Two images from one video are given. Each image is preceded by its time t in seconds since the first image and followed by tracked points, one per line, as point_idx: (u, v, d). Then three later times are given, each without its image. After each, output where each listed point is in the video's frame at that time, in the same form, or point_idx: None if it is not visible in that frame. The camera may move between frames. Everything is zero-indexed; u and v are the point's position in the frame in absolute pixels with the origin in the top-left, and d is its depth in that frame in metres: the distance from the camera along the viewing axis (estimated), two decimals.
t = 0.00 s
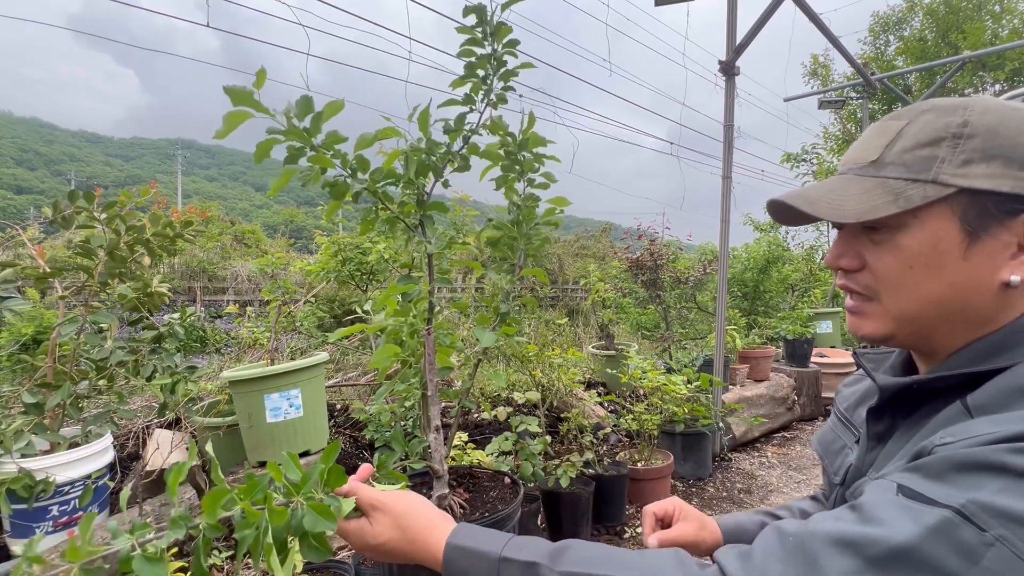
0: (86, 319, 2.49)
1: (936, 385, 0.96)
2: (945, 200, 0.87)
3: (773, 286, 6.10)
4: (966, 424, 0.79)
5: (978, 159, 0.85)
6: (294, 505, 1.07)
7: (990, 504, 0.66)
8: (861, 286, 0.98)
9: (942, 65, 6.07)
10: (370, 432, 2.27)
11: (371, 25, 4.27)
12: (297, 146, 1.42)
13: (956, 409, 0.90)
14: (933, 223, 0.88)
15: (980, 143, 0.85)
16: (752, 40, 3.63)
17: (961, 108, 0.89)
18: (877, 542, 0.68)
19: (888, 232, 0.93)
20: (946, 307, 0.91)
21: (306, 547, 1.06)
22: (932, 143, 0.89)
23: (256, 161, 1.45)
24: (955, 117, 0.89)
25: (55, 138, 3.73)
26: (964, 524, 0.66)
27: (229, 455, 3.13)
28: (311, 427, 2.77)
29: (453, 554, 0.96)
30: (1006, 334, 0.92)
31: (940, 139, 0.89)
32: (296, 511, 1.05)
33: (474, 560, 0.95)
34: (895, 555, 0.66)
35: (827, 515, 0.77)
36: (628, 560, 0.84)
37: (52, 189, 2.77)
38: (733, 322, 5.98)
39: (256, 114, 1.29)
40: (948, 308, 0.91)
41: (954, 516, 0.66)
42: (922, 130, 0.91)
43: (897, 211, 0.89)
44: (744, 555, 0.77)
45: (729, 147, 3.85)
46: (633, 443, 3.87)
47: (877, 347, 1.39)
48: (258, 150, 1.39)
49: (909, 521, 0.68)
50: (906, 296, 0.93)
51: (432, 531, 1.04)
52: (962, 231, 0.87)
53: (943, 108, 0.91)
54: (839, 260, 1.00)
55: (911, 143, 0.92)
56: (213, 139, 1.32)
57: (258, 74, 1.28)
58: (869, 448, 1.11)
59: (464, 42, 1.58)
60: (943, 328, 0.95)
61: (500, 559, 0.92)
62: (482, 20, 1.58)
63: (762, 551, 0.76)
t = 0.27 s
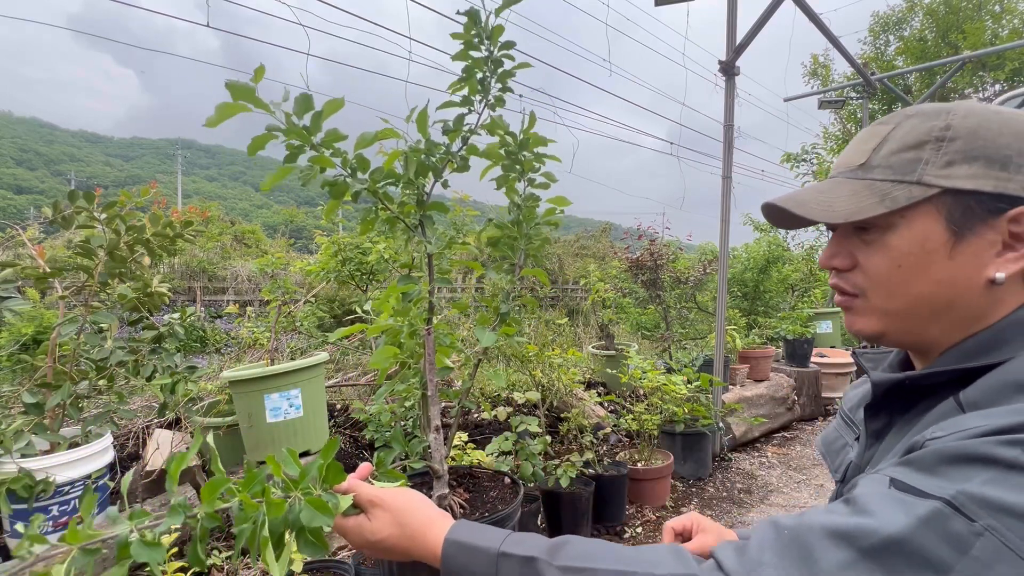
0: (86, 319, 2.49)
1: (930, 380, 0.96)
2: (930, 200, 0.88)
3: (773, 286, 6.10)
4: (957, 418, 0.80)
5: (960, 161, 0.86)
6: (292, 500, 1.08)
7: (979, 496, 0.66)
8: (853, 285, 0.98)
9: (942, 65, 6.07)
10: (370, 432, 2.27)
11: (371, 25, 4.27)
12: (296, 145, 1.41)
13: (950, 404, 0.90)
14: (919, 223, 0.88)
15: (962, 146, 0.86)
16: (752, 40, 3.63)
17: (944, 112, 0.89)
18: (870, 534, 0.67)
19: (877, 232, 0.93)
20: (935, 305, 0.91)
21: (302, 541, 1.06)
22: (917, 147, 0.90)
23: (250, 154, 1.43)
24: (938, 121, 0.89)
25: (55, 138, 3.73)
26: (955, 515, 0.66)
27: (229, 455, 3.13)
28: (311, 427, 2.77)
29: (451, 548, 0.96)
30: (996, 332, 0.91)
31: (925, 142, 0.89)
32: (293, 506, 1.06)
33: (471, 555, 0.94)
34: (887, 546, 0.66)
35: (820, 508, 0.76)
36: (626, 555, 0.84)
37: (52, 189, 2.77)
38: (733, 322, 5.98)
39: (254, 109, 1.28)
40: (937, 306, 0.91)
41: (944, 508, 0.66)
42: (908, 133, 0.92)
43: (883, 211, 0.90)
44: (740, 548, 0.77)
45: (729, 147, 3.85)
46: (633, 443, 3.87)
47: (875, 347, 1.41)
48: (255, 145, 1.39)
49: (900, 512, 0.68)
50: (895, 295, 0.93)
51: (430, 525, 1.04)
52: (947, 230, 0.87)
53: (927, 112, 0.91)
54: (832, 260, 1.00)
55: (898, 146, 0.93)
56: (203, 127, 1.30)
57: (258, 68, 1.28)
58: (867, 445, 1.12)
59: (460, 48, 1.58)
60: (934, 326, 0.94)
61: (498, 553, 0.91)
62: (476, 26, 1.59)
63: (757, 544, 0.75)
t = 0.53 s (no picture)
0: (86, 319, 2.49)
1: (930, 378, 0.96)
2: (927, 199, 0.88)
3: (773, 286, 6.10)
4: (955, 416, 0.80)
5: (957, 161, 0.86)
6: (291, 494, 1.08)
7: (976, 490, 0.66)
8: (853, 283, 0.98)
9: (942, 65, 6.07)
10: (370, 432, 2.27)
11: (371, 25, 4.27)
12: (297, 146, 1.42)
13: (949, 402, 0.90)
14: (916, 222, 0.88)
15: (959, 146, 0.86)
16: (752, 40, 3.63)
17: (942, 113, 0.89)
18: (867, 526, 0.67)
19: (876, 231, 0.93)
20: (934, 303, 0.91)
21: (302, 534, 1.06)
22: (915, 146, 0.90)
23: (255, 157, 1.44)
24: (936, 121, 0.89)
25: (55, 138, 3.73)
26: (952, 508, 0.66)
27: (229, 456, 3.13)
28: (311, 426, 2.77)
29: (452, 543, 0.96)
30: (995, 330, 0.91)
31: (923, 142, 0.89)
32: (293, 499, 1.06)
33: (472, 551, 0.94)
34: (886, 540, 0.66)
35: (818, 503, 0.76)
36: (626, 550, 0.83)
37: (52, 189, 2.77)
38: (733, 322, 5.98)
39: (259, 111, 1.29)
40: (936, 303, 0.91)
41: (942, 501, 0.66)
42: (907, 133, 0.92)
43: (881, 210, 0.90)
44: (740, 543, 0.76)
45: (729, 147, 3.85)
46: (633, 443, 3.87)
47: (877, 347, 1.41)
48: (258, 147, 1.39)
49: (898, 506, 0.68)
50: (894, 293, 0.93)
51: (430, 522, 1.04)
52: (945, 229, 0.87)
53: (925, 113, 0.91)
54: (832, 259, 1.01)
55: (896, 146, 0.93)
56: (213, 134, 1.32)
57: (262, 70, 1.29)
58: (866, 444, 1.12)
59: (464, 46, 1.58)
60: (932, 325, 0.95)
61: (499, 548, 0.91)
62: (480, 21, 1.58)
63: (757, 540, 0.75)
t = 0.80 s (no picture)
0: (86, 319, 2.49)
1: (931, 377, 0.96)
2: (927, 199, 0.88)
3: (773, 286, 6.10)
4: (955, 414, 0.80)
5: (957, 160, 0.86)
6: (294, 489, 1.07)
7: (977, 487, 0.66)
8: (855, 283, 0.98)
9: (942, 65, 6.07)
10: (370, 432, 2.27)
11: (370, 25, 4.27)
12: (296, 146, 1.41)
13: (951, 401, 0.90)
14: (917, 220, 0.88)
15: (959, 146, 0.86)
16: (752, 40, 3.63)
17: (942, 113, 0.89)
18: (869, 523, 0.67)
19: (876, 230, 0.93)
20: (935, 302, 0.91)
21: (305, 528, 1.06)
22: (915, 146, 0.90)
23: (254, 159, 1.44)
24: (935, 122, 0.89)
25: (55, 138, 3.73)
26: (953, 505, 0.66)
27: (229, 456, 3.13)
28: (311, 426, 2.78)
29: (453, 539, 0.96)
30: (996, 329, 0.91)
31: (922, 142, 0.89)
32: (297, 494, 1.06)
33: (473, 546, 0.94)
34: (887, 537, 0.66)
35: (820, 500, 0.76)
36: (627, 548, 0.83)
37: (52, 189, 2.77)
38: (733, 322, 5.99)
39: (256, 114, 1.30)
40: (937, 302, 0.91)
41: (943, 498, 0.66)
42: (906, 134, 0.92)
43: (881, 210, 0.90)
44: (742, 540, 0.76)
45: (729, 147, 3.85)
46: (633, 443, 3.87)
47: (877, 347, 1.42)
48: (257, 148, 1.39)
49: (899, 503, 0.68)
50: (896, 292, 0.92)
51: (431, 519, 1.04)
52: (946, 227, 0.87)
53: (925, 114, 0.91)
54: (833, 259, 1.00)
55: (896, 146, 0.93)
56: (212, 138, 1.32)
57: (258, 74, 1.30)
58: (867, 444, 1.11)
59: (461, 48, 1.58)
60: (934, 324, 0.95)
61: (501, 545, 0.91)
62: (477, 25, 1.58)
63: (758, 536, 0.75)
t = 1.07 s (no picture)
0: (86, 319, 2.49)
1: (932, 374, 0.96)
2: (923, 196, 0.88)
3: (773, 286, 6.10)
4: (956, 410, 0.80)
5: (952, 159, 0.86)
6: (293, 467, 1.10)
7: (974, 477, 0.66)
8: (854, 282, 0.99)
9: (942, 65, 6.06)
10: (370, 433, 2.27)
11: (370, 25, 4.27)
12: (298, 146, 1.42)
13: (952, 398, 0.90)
14: (913, 218, 0.89)
15: (953, 145, 0.86)
16: (752, 40, 3.63)
17: (937, 114, 0.90)
18: (865, 510, 0.68)
19: (875, 229, 0.93)
20: (934, 299, 0.91)
21: (301, 503, 1.09)
22: (911, 146, 0.91)
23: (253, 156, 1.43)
24: (931, 122, 0.90)
25: (55, 138, 3.73)
26: (950, 495, 0.66)
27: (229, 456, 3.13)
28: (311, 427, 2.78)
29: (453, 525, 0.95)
30: (995, 326, 0.91)
31: (918, 142, 0.90)
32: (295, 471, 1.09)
33: (471, 533, 0.92)
34: (884, 524, 0.66)
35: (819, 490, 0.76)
36: (625, 533, 0.83)
37: (52, 189, 2.77)
38: (733, 322, 5.99)
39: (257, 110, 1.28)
40: (935, 300, 0.91)
41: (940, 488, 0.67)
42: (903, 134, 0.93)
43: (878, 208, 0.90)
44: (740, 528, 0.76)
45: (729, 147, 3.85)
46: (633, 443, 3.88)
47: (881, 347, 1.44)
48: (259, 147, 1.39)
49: (896, 492, 0.68)
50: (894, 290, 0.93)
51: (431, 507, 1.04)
52: (942, 225, 0.87)
53: (922, 115, 0.92)
54: (834, 258, 1.01)
55: (893, 146, 0.93)
56: (209, 130, 1.30)
57: (262, 70, 1.29)
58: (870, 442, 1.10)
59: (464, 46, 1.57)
60: (935, 322, 0.94)
61: (499, 530, 0.90)
62: (480, 24, 1.58)
63: (756, 522, 0.75)
